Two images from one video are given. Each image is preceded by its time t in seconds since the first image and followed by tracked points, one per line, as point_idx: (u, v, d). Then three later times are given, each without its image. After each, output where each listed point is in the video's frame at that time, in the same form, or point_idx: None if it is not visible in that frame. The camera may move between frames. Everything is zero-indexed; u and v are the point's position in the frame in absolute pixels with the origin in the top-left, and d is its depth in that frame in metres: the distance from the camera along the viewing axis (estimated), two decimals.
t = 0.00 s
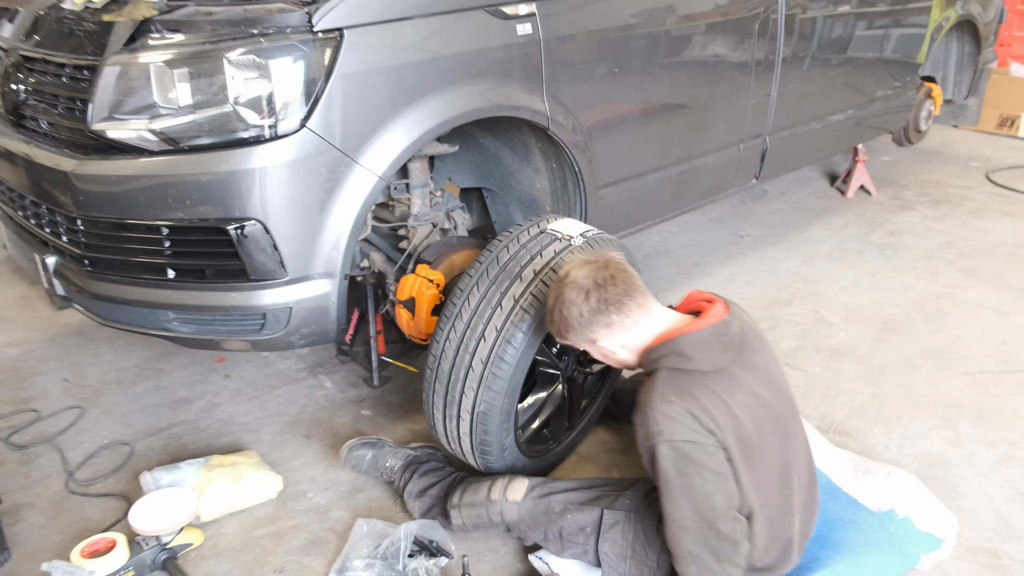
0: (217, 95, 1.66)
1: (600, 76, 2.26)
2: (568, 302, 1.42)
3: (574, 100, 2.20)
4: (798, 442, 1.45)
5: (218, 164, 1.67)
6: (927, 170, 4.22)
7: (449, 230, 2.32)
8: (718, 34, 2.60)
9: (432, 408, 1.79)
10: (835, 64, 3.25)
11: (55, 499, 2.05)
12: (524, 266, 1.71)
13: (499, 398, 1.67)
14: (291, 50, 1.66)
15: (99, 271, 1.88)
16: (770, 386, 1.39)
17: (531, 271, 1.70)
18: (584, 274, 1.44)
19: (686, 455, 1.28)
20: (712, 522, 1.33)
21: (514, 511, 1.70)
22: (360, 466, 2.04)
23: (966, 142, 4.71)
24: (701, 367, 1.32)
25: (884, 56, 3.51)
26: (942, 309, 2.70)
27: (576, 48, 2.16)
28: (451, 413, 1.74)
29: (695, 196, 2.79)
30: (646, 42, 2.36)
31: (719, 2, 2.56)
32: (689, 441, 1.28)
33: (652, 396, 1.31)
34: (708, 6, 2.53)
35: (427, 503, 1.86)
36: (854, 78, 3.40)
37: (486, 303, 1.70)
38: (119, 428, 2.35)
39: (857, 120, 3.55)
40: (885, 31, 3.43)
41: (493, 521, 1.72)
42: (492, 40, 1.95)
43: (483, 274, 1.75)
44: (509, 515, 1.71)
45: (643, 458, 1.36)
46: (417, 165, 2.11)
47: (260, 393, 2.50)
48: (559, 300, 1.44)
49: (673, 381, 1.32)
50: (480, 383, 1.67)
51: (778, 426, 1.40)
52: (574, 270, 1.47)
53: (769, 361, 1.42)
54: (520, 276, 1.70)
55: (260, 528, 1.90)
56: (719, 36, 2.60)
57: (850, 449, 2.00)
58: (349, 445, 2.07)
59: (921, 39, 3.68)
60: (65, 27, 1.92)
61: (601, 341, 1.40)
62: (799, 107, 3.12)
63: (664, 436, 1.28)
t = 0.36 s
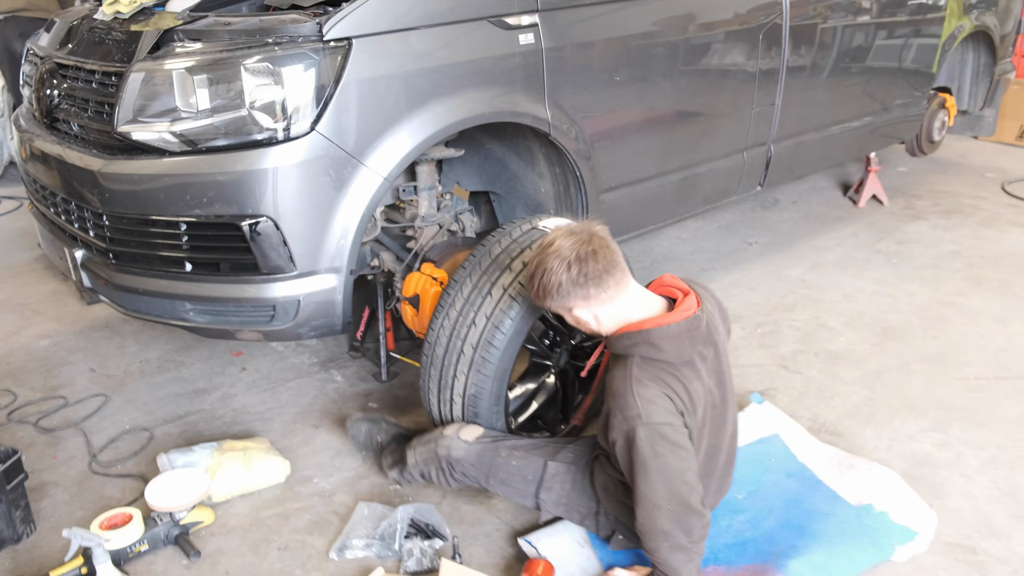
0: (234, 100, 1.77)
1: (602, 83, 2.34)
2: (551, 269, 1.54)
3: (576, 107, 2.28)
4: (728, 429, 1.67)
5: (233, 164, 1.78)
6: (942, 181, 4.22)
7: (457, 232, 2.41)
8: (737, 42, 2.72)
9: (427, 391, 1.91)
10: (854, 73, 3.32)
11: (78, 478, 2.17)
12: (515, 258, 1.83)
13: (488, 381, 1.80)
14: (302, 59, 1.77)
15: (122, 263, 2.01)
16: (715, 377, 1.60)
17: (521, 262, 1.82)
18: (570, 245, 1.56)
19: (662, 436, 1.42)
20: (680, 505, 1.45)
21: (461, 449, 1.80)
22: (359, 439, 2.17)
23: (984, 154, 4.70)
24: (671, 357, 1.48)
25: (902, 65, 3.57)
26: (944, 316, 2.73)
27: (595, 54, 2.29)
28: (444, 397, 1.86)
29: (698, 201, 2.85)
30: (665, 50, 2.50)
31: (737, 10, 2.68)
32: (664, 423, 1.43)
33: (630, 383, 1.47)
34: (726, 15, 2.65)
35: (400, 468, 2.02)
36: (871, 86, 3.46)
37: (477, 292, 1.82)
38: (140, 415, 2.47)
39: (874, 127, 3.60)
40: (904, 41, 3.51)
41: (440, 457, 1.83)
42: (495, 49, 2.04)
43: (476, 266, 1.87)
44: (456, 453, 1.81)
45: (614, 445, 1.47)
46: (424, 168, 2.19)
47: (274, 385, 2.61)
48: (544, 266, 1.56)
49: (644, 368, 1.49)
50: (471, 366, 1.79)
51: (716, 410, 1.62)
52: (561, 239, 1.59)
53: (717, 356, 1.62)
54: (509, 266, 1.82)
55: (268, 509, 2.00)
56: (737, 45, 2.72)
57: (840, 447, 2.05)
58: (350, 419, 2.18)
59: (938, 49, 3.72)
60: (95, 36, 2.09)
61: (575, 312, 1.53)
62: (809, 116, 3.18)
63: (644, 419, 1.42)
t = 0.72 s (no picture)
0: (237, 112, 1.85)
1: (593, 96, 2.41)
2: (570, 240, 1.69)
3: (567, 120, 2.36)
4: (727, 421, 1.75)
5: (235, 172, 1.85)
6: (934, 193, 4.28)
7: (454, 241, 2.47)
8: (733, 56, 2.82)
9: (417, 389, 1.99)
10: (849, 86, 3.42)
11: (82, 477, 2.24)
12: (500, 258, 1.92)
13: (474, 374, 1.87)
14: (301, 72, 1.85)
15: (128, 268, 2.08)
16: (709, 373, 1.67)
17: (506, 261, 1.91)
18: (593, 221, 1.70)
19: (643, 400, 1.53)
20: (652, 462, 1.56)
21: (456, 471, 1.91)
22: (347, 435, 2.28)
23: (976, 166, 4.77)
24: (661, 334, 1.58)
25: (896, 79, 3.66)
26: (930, 323, 2.79)
27: (596, 66, 2.40)
28: (434, 393, 1.93)
29: (689, 211, 2.93)
30: (664, 63, 2.60)
31: (735, 24, 2.79)
32: (646, 388, 1.53)
33: (617, 349, 1.58)
34: (725, 29, 2.76)
35: (393, 471, 2.12)
36: (866, 99, 3.55)
37: (463, 290, 1.90)
38: (143, 417, 2.54)
39: (867, 138, 3.68)
40: (898, 55, 3.61)
41: (439, 479, 1.93)
42: (488, 63, 2.12)
43: (461, 267, 1.96)
44: (452, 474, 1.91)
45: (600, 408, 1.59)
46: (419, 178, 2.24)
47: (275, 389, 2.68)
48: (565, 237, 1.70)
49: (637, 340, 1.59)
50: (458, 360, 1.87)
51: (711, 406, 1.68)
52: (587, 217, 1.73)
53: (715, 356, 1.70)
54: (495, 265, 1.90)
55: (266, 507, 2.06)
56: (733, 60, 2.83)
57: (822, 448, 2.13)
58: (338, 416, 2.30)
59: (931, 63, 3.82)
60: (105, 50, 2.18)
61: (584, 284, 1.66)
62: (800, 127, 3.25)
63: (625, 380, 1.53)
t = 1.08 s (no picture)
0: (238, 111, 1.89)
1: (588, 98, 2.45)
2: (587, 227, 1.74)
3: (564, 121, 2.40)
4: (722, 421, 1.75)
5: (236, 170, 1.89)
6: (929, 197, 4.32)
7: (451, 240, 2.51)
8: (731, 60, 2.87)
9: (420, 382, 2.01)
10: (847, 91, 3.46)
11: (84, 470, 2.27)
12: (502, 254, 1.97)
13: (477, 367, 1.90)
14: (301, 72, 1.89)
15: (130, 264, 2.12)
16: (710, 369, 1.68)
17: (509, 257, 1.95)
18: (610, 212, 1.75)
19: (596, 385, 1.65)
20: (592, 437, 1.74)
21: (454, 469, 1.94)
22: (336, 426, 2.33)
23: (972, 171, 4.81)
24: (655, 326, 1.62)
25: (893, 84, 3.71)
26: (921, 325, 2.83)
27: (596, 69, 2.44)
28: (436, 386, 1.96)
29: (683, 212, 2.96)
30: (663, 66, 2.65)
31: (734, 28, 2.84)
32: (603, 379, 1.64)
33: (602, 337, 1.67)
34: (724, 33, 2.81)
35: (390, 466, 2.14)
36: (863, 104, 3.59)
37: (467, 284, 1.94)
38: (144, 412, 2.57)
39: (863, 142, 3.72)
40: (896, 60, 3.65)
41: (438, 477, 1.97)
42: (484, 65, 2.16)
43: (465, 263, 2.00)
44: (451, 472, 1.95)
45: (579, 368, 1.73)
46: (418, 177, 2.27)
47: (274, 385, 2.72)
48: (582, 226, 1.76)
49: (625, 331, 1.65)
50: (461, 353, 1.90)
51: (710, 402, 1.68)
52: (604, 208, 1.79)
53: (717, 352, 1.71)
54: (497, 261, 1.95)
55: (264, 500, 2.09)
56: (731, 64, 2.87)
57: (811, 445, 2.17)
58: (327, 409, 2.35)
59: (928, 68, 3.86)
60: (108, 50, 2.22)
61: (596, 272, 1.71)
62: (796, 130, 3.29)
63: (592, 364, 1.65)
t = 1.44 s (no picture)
0: (234, 110, 1.90)
1: (582, 101, 2.47)
2: (606, 215, 1.73)
3: (558, 123, 2.42)
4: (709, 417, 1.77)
5: (231, 168, 1.90)
6: (919, 201, 4.36)
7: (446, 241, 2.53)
8: (725, 64, 2.89)
9: (428, 375, 2.01)
10: (840, 95, 3.50)
11: (77, 469, 2.27)
12: (522, 251, 1.98)
13: (492, 362, 1.91)
14: (297, 72, 1.90)
15: (125, 262, 2.13)
16: (692, 371, 1.70)
17: (530, 255, 1.97)
18: (633, 207, 1.74)
19: (571, 406, 1.70)
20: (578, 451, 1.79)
21: (450, 461, 1.98)
22: (324, 434, 2.32)
23: (963, 175, 4.86)
24: (625, 339, 1.67)
25: (886, 88, 3.74)
26: (911, 327, 2.86)
27: (592, 71, 2.47)
28: (446, 378, 1.97)
29: (676, 214, 2.99)
30: (659, 69, 2.67)
31: (729, 32, 2.87)
32: (578, 399, 1.69)
33: (578, 354, 1.72)
34: (719, 36, 2.83)
35: (382, 462, 2.16)
36: (855, 108, 3.63)
37: (486, 279, 1.96)
38: (138, 411, 2.58)
39: (855, 146, 3.75)
40: (888, 65, 3.69)
41: (432, 469, 2.00)
42: (479, 66, 2.17)
43: (483, 257, 2.01)
44: (445, 464, 1.98)
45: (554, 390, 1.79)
46: (413, 177, 2.31)
47: (268, 385, 2.72)
48: (602, 212, 1.74)
49: (597, 349, 1.70)
50: (478, 348, 1.91)
51: (690, 404, 1.71)
52: (627, 201, 1.77)
53: (700, 354, 1.72)
54: (517, 258, 1.96)
55: (257, 498, 2.10)
56: (725, 68, 2.90)
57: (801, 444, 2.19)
58: (314, 416, 2.34)
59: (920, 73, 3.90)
60: (104, 49, 2.23)
61: (598, 261, 1.71)
62: (788, 133, 3.32)
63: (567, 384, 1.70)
